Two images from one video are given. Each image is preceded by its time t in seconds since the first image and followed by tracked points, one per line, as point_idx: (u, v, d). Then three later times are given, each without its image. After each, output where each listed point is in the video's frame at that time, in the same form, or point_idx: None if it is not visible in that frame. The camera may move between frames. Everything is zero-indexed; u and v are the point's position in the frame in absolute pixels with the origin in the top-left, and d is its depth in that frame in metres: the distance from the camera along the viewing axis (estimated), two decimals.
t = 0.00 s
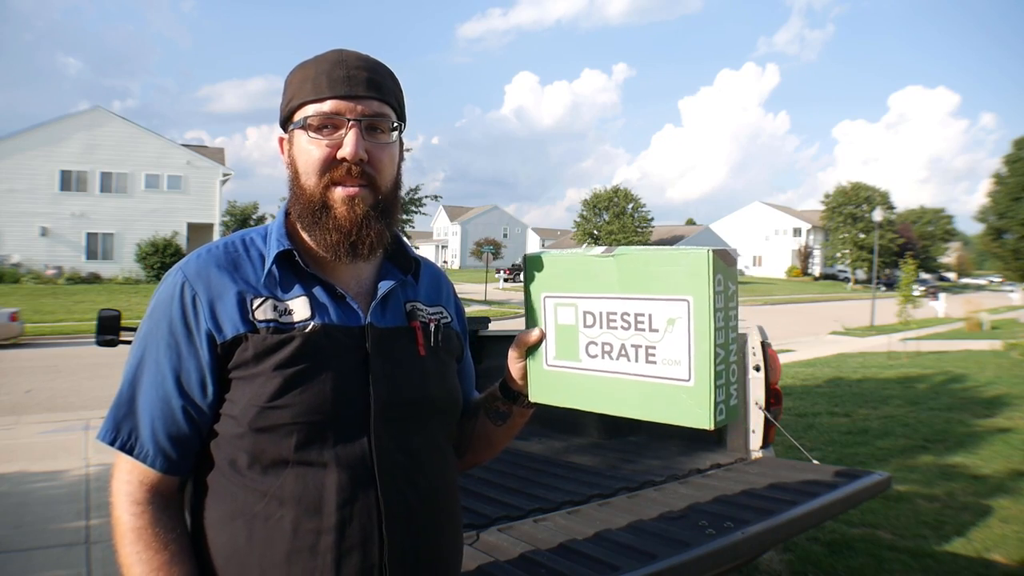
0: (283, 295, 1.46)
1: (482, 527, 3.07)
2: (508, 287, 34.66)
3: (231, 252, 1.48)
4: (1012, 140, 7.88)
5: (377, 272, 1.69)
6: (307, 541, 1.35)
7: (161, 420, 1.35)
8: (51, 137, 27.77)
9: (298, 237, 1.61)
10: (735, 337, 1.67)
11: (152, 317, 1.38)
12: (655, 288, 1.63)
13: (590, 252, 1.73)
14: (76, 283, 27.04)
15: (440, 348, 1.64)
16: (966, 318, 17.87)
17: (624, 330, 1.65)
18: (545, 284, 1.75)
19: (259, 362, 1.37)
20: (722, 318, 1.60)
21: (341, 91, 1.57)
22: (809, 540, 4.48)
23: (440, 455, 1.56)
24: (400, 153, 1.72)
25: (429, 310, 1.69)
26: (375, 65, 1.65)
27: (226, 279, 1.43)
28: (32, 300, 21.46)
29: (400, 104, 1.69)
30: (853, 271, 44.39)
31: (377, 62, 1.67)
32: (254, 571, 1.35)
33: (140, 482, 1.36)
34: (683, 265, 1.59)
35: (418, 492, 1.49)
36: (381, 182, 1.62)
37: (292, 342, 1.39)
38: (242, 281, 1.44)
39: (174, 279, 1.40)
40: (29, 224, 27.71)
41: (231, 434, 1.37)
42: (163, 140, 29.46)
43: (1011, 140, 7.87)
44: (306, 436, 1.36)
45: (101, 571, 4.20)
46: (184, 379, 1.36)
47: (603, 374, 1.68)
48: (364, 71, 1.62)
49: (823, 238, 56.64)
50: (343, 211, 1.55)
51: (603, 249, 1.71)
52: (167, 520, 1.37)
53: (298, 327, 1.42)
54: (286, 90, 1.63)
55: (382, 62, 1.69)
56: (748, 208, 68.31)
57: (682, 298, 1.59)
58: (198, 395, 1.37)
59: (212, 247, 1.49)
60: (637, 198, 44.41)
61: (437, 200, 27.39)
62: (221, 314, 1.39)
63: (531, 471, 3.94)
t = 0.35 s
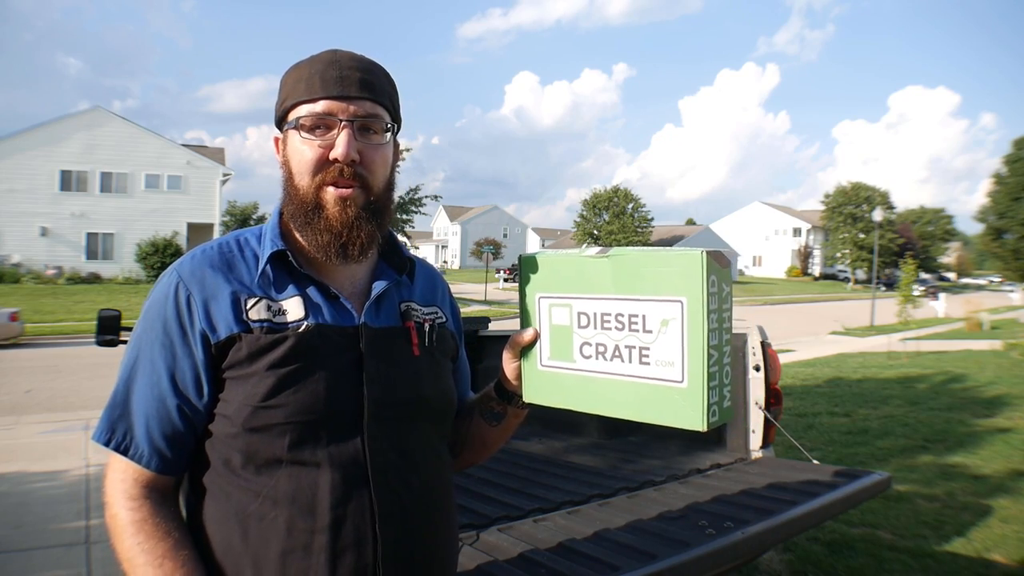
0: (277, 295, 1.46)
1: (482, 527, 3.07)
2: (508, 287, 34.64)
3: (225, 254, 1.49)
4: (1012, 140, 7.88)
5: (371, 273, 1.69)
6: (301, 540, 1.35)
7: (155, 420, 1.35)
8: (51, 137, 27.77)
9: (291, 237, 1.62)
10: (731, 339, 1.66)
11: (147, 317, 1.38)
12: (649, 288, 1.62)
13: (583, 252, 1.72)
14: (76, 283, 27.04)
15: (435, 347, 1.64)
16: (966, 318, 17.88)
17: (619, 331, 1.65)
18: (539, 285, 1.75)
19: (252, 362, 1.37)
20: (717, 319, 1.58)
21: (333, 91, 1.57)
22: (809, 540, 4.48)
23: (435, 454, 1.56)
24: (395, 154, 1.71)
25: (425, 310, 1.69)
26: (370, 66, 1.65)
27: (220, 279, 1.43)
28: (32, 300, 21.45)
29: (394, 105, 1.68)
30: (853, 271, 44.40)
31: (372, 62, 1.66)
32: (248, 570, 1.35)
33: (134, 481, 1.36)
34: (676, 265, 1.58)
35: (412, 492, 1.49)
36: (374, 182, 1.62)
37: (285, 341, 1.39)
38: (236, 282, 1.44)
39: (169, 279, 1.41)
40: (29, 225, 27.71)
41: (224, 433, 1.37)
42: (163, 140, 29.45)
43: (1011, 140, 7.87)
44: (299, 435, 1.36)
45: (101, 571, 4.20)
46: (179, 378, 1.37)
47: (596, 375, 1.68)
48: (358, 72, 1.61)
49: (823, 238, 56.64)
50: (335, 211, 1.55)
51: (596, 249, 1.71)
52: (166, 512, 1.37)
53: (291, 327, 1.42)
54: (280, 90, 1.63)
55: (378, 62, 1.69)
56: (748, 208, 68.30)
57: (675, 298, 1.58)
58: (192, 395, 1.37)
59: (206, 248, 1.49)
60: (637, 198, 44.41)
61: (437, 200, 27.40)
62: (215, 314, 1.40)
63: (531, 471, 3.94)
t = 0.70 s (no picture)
0: (274, 295, 1.47)
1: (482, 527, 3.07)
2: (508, 287, 34.65)
3: (224, 252, 1.50)
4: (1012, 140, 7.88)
5: (371, 274, 1.70)
6: (294, 543, 1.36)
7: (150, 416, 1.36)
8: (51, 137, 27.77)
9: (290, 236, 1.62)
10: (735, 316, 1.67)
11: (143, 313, 1.39)
12: (651, 268, 1.63)
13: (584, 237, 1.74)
14: (76, 283, 27.05)
15: (432, 349, 1.64)
16: (965, 318, 17.89)
17: (622, 313, 1.66)
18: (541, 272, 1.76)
19: (248, 363, 1.38)
20: (720, 293, 1.61)
21: (336, 91, 1.58)
22: (809, 540, 4.49)
23: (430, 457, 1.57)
24: (395, 154, 1.72)
25: (423, 310, 1.69)
26: (371, 65, 1.65)
27: (218, 277, 1.44)
28: (32, 300, 21.46)
29: (396, 105, 1.69)
30: (853, 270, 44.40)
31: (373, 62, 1.67)
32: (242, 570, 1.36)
33: (126, 476, 1.37)
34: (678, 241, 1.60)
35: (407, 496, 1.50)
36: (374, 182, 1.63)
37: (282, 343, 1.40)
38: (235, 280, 1.45)
39: (166, 276, 1.41)
40: (29, 225, 27.71)
41: (219, 434, 1.38)
42: (163, 140, 29.44)
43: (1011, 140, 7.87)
44: (293, 438, 1.37)
45: (101, 571, 4.20)
46: (174, 375, 1.37)
47: (601, 359, 1.68)
48: (359, 71, 1.62)
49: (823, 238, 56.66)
50: (335, 212, 1.56)
51: (597, 233, 1.72)
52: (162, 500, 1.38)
53: (289, 328, 1.42)
54: (281, 89, 1.64)
55: (379, 62, 1.69)
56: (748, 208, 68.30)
57: (679, 275, 1.59)
58: (188, 393, 1.38)
59: (204, 245, 1.50)
60: (637, 198, 44.41)
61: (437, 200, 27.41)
62: (212, 313, 1.40)
63: (531, 471, 3.95)
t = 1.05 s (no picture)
0: (266, 298, 1.46)
1: (482, 527, 3.07)
2: (508, 287, 34.63)
3: (216, 252, 1.49)
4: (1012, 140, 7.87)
5: (366, 274, 1.69)
6: (281, 549, 1.35)
7: (142, 419, 1.35)
8: (51, 138, 27.77)
9: (285, 237, 1.62)
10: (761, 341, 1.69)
11: (135, 316, 1.38)
12: (681, 282, 1.66)
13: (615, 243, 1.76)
14: (76, 283, 27.04)
15: (430, 352, 1.63)
16: (966, 317, 17.88)
17: (645, 324, 1.68)
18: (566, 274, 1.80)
19: (238, 367, 1.37)
20: (749, 316, 1.63)
21: (330, 88, 1.56)
22: (809, 540, 4.48)
23: (425, 462, 1.55)
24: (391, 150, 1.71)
25: (420, 311, 1.69)
26: (365, 59, 1.64)
27: (210, 280, 1.43)
28: (32, 300, 21.46)
29: (391, 99, 1.68)
30: (853, 270, 44.40)
31: (367, 55, 1.65)
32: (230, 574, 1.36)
33: (118, 479, 1.36)
34: (712, 258, 1.62)
35: (398, 501, 1.49)
36: (372, 180, 1.62)
37: (272, 348, 1.39)
38: (226, 282, 1.44)
39: (158, 277, 1.41)
40: (29, 225, 27.72)
41: (209, 438, 1.37)
42: (163, 140, 29.43)
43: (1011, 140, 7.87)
44: (283, 444, 1.36)
45: (101, 571, 4.20)
46: (166, 378, 1.36)
47: (618, 367, 1.70)
48: (353, 66, 1.61)
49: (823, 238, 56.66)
50: (331, 213, 1.55)
51: (629, 240, 1.75)
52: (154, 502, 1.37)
53: (279, 333, 1.42)
54: (274, 85, 1.62)
55: (372, 55, 1.68)
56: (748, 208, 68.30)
57: (708, 293, 1.62)
58: (180, 396, 1.37)
59: (197, 245, 1.49)
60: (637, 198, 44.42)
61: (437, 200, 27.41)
62: (203, 316, 1.40)
63: (531, 471, 3.95)
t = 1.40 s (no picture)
0: (251, 300, 1.46)
1: (482, 527, 3.07)
2: (508, 287, 34.62)
3: (200, 257, 1.48)
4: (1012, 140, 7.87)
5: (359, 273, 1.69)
6: (276, 553, 1.35)
7: (129, 428, 1.36)
8: (51, 138, 27.79)
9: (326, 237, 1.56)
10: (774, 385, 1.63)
11: (120, 325, 1.39)
12: (708, 302, 1.68)
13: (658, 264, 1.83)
14: (76, 283, 27.04)
15: (422, 351, 1.62)
16: (965, 317, 17.87)
17: (665, 338, 1.69)
18: (605, 285, 1.86)
19: (225, 371, 1.37)
20: (767, 347, 1.60)
21: (403, 102, 1.61)
22: (810, 540, 4.48)
23: (422, 461, 1.54)
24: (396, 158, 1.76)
25: (412, 309, 1.68)
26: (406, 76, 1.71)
27: (193, 286, 1.43)
28: (32, 300, 21.45)
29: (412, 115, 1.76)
30: (853, 270, 44.40)
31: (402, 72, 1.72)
32: None
33: (109, 488, 1.37)
34: (742, 282, 1.65)
35: (395, 501, 1.48)
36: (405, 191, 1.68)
37: (258, 350, 1.38)
38: (210, 287, 1.44)
39: (141, 286, 1.41)
40: (29, 225, 27.72)
41: (199, 444, 1.37)
42: (163, 140, 29.42)
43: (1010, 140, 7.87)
44: (273, 447, 1.35)
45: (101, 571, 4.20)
46: (151, 387, 1.37)
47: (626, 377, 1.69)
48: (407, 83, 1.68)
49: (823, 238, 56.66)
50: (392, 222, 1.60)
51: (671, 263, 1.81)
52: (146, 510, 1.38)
53: (264, 334, 1.41)
54: (337, 81, 1.55)
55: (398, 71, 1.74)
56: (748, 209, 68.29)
57: (731, 313, 1.62)
58: (166, 404, 1.37)
59: (181, 251, 1.49)
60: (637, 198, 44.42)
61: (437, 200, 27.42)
62: (187, 322, 1.39)
63: (530, 471, 3.94)
